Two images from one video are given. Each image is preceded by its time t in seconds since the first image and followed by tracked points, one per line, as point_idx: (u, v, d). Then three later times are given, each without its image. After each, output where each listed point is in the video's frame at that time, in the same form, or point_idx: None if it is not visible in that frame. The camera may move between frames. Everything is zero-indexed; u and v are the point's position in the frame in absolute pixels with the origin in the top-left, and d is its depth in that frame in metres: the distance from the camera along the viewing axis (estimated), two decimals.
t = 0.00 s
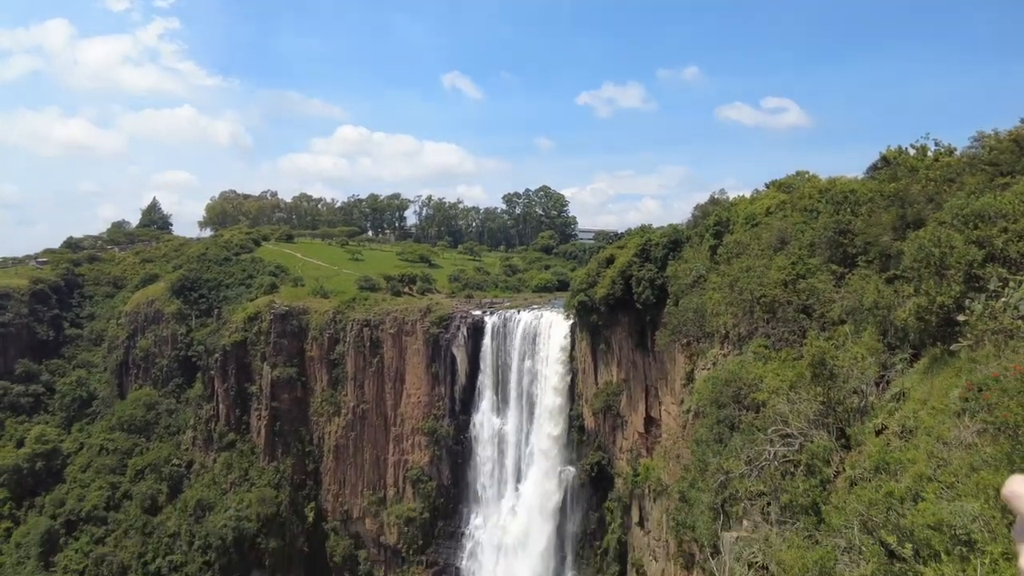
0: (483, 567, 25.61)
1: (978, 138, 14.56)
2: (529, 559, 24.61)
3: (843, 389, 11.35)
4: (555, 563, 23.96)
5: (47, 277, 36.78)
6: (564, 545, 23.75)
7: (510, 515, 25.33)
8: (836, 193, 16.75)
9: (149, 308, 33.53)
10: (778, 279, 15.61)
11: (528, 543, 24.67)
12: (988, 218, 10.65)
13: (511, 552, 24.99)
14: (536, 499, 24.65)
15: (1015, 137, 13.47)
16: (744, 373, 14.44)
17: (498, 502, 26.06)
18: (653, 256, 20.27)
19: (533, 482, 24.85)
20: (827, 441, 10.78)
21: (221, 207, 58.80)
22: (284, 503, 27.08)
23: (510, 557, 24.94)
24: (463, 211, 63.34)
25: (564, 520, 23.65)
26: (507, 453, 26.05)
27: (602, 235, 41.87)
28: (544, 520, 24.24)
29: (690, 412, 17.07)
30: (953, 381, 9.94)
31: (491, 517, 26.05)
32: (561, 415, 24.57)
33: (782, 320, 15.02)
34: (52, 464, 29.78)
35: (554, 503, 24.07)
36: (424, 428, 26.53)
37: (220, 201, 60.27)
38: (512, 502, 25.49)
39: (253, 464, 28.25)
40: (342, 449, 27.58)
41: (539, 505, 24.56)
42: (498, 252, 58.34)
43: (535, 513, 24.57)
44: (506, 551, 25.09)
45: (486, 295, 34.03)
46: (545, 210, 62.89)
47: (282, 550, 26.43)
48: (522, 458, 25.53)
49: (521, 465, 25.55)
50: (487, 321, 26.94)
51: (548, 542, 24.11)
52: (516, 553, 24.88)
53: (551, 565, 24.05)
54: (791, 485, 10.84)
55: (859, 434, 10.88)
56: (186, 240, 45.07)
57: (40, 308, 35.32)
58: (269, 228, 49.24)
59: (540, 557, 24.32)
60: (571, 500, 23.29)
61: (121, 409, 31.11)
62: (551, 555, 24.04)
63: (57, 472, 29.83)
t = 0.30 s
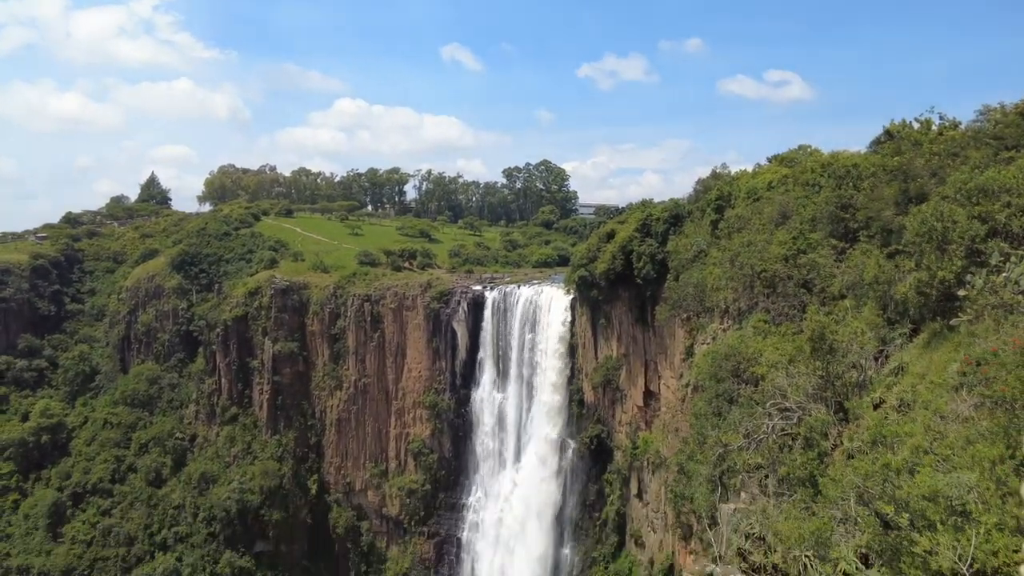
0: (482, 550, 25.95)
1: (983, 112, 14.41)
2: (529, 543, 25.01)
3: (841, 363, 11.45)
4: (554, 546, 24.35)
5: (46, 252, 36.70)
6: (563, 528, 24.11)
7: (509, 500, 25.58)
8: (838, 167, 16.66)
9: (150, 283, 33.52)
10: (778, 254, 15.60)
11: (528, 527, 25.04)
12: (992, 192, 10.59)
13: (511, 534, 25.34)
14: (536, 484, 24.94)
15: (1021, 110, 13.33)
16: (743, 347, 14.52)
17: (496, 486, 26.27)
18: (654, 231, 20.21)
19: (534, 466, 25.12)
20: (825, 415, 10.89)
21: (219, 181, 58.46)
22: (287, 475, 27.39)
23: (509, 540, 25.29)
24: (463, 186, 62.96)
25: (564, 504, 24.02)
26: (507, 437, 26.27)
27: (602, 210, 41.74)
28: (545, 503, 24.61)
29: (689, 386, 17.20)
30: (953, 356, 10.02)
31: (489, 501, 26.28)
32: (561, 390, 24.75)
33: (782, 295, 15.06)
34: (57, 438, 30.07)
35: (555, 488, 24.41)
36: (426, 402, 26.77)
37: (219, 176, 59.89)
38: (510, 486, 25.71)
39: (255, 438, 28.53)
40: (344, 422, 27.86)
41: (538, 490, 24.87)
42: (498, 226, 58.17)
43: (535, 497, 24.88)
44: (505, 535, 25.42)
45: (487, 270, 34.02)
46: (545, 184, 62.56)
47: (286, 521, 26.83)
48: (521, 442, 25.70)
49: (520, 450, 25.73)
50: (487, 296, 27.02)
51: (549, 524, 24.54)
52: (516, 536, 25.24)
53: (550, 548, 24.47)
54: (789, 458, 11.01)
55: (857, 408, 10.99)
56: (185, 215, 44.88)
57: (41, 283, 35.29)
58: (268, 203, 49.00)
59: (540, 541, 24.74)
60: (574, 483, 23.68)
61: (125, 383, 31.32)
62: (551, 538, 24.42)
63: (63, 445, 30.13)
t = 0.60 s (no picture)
0: (479, 542, 26.38)
1: (990, 83, 14.21)
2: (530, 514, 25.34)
3: (841, 336, 11.57)
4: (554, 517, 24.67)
5: (46, 225, 36.53)
6: (558, 524, 24.41)
7: (506, 492, 25.94)
8: (841, 139, 16.53)
9: (150, 256, 33.44)
10: (779, 227, 15.54)
11: (526, 514, 25.43)
12: (996, 165, 10.51)
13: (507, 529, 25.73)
14: (535, 471, 25.27)
15: None
16: (744, 320, 14.56)
17: (493, 479, 26.60)
18: (655, 204, 20.10)
19: (531, 460, 25.48)
20: (824, 387, 11.02)
21: (218, 153, 57.94)
22: (289, 447, 27.68)
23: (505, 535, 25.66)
24: (463, 158, 62.46)
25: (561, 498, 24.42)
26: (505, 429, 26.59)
27: (603, 183, 41.51)
28: (542, 498, 25.02)
29: (688, 359, 17.31)
30: (952, 329, 10.07)
31: (487, 494, 26.63)
32: (562, 362, 24.87)
33: (783, 269, 15.08)
34: (62, 410, 30.31)
35: (552, 483, 24.76)
36: (427, 374, 26.95)
37: (217, 148, 59.34)
38: (507, 479, 26.09)
39: (258, 410, 28.77)
40: (346, 394, 28.11)
41: (537, 471, 25.18)
42: (499, 199, 57.88)
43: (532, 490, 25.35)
44: (503, 521, 25.87)
45: (487, 243, 33.96)
46: (546, 157, 62.10)
47: (289, 491, 27.18)
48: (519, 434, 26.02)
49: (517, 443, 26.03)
50: (488, 270, 27.02)
51: (545, 520, 24.83)
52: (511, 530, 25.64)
53: (546, 535, 24.77)
54: (788, 430, 11.18)
55: (856, 380, 11.10)
56: (183, 188, 44.62)
57: (41, 256, 35.19)
58: (267, 175, 48.67)
59: (541, 512, 25.07)
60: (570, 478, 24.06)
61: (127, 356, 31.50)
62: (546, 532, 24.73)
63: (67, 417, 30.38)
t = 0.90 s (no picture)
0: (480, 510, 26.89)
1: (998, 52, 13.97)
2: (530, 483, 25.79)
3: (841, 309, 11.90)
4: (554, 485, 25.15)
5: (43, 197, 36.26)
6: (556, 508, 24.91)
7: (507, 462, 26.36)
8: (845, 110, 16.38)
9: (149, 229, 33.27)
10: (781, 199, 15.44)
11: (526, 483, 25.89)
12: (1003, 135, 10.38)
13: (505, 513, 26.18)
14: (535, 442, 25.63)
15: None
16: (744, 292, 14.61)
17: (489, 465, 26.95)
18: (657, 175, 19.95)
19: (529, 446, 25.88)
20: (824, 358, 11.43)
21: (215, 124, 57.27)
22: (292, 418, 27.94)
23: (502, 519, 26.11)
24: (463, 129, 61.84)
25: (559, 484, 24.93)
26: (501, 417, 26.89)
27: (605, 155, 41.24)
28: (542, 468, 25.47)
29: (688, 331, 17.38)
30: (952, 301, 10.09)
31: (487, 463, 27.03)
32: (562, 335, 25.09)
33: (784, 241, 15.02)
34: (65, 382, 30.47)
35: (552, 458, 25.15)
36: (428, 346, 27.10)
37: (214, 119, 58.67)
38: (504, 466, 26.46)
39: (260, 381, 28.97)
40: (348, 366, 28.25)
41: (537, 441, 25.54)
42: (499, 171, 57.49)
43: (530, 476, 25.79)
44: (503, 491, 26.37)
45: (487, 215, 33.86)
46: (547, 127, 61.56)
47: (292, 462, 27.48)
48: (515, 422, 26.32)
49: (513, 431, 26.33)
50: (488, 243, 27.02)
51: (543, 500, 25.27)
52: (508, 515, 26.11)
53: (546, 504, 25.25)
54: (787, 401, 11.50)
55: (856, 351, 11.26)
56: (181, 160, 44.25)
57: (40, 229, 34.98)
58: (265, 147, 48.22)
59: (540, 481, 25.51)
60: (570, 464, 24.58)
61: (128, 329, 31.79)
62: (546, 501, 25.23)
63: (71, 389, 30.56)
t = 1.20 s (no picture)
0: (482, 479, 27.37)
1: (1008, 21, 13.71)
2: (531, 453, 26.19)
3: (842, 282, 12.03)
4: (554, 454, 25.49)
5: (41, 170, 35.97)
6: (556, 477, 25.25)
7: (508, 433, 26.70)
8: (850, 80, 16.18)
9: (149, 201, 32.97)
10: (784, 171, 15.31)
11: (527, 454, 26.26)
12: (1012, 105, 10.22)
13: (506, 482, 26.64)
14: (536, 412, 25.93)
15: None
16: (744, 265, 14.66)
17: (489, 454, 27.27)
18: (660, 147, 19.77)
19: (529, 437, 26.24)
20: (824, 330, 11.62)
21: (213, 95, 56.25)
22: (295, 389, 28.07)
23: (503, 500, 26.46)
24: (463, 99, 61.13)
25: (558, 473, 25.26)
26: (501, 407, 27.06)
27: (606, 127, 40.85)
28: (543, 438, 25.81)
29: (688, 304, 17.39)
30: (953, 274, 10.10)
31: (488, 434, 27.41)
32: (562, 307, 25.17)
33: (786, 214, 14.94)
34: (69, 354, 30.63)
35: (552, 429, 25.41)
36: (429, 319, 27.26)
37: (211, 90, 57.95)
38: (504, 455, 26.79)
39: (262, 354, 29.14)
40: (349, 339, 28.43)
41: (538, 412, 25.84)
42: (499, 142, 56.98)
43: (530, 466, 26.19)
44: (504, 461, 26.81)
45: (488, 187, 33.68)
46: (548, 98, 60.85)
47: (296, 432, 27.47)
48: (515, 412, 26.58)
49: (513, 421, 26.60)
50: (488, 216, 26.98)
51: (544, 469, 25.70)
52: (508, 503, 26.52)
53: (547, 473, 25.66)
54: (786, 372, 11.68)
55: (856, 324, 11.38)
56: (179, 131, 43.85)
57: (39, 201, 34.76)
58: (264, 118, 47.72)
59: (541, 450, 25.87)
60: (570, 440, 24.85)
61: (130, 301, 31.81)
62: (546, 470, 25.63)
63: (75, 361, 30.71)
